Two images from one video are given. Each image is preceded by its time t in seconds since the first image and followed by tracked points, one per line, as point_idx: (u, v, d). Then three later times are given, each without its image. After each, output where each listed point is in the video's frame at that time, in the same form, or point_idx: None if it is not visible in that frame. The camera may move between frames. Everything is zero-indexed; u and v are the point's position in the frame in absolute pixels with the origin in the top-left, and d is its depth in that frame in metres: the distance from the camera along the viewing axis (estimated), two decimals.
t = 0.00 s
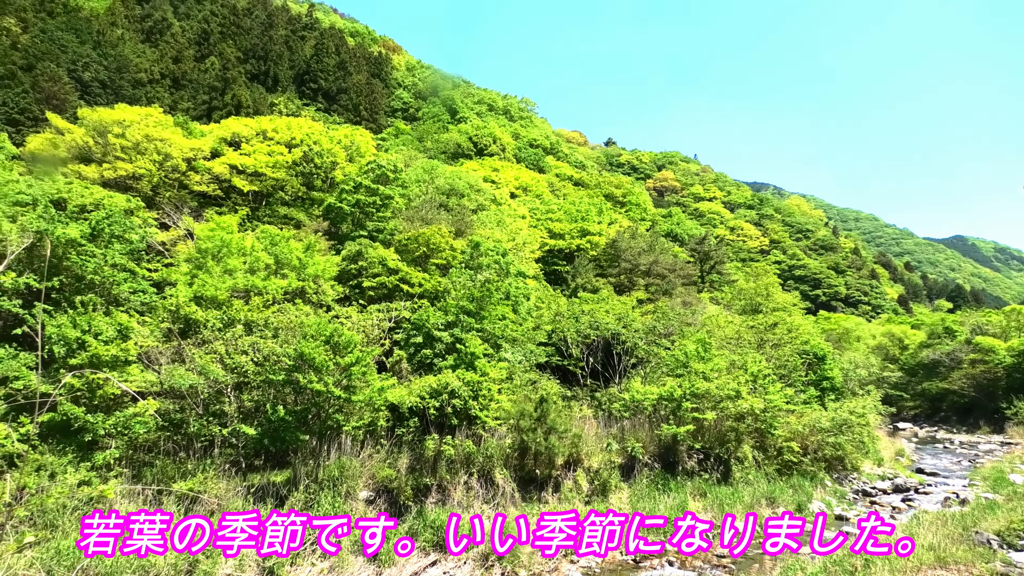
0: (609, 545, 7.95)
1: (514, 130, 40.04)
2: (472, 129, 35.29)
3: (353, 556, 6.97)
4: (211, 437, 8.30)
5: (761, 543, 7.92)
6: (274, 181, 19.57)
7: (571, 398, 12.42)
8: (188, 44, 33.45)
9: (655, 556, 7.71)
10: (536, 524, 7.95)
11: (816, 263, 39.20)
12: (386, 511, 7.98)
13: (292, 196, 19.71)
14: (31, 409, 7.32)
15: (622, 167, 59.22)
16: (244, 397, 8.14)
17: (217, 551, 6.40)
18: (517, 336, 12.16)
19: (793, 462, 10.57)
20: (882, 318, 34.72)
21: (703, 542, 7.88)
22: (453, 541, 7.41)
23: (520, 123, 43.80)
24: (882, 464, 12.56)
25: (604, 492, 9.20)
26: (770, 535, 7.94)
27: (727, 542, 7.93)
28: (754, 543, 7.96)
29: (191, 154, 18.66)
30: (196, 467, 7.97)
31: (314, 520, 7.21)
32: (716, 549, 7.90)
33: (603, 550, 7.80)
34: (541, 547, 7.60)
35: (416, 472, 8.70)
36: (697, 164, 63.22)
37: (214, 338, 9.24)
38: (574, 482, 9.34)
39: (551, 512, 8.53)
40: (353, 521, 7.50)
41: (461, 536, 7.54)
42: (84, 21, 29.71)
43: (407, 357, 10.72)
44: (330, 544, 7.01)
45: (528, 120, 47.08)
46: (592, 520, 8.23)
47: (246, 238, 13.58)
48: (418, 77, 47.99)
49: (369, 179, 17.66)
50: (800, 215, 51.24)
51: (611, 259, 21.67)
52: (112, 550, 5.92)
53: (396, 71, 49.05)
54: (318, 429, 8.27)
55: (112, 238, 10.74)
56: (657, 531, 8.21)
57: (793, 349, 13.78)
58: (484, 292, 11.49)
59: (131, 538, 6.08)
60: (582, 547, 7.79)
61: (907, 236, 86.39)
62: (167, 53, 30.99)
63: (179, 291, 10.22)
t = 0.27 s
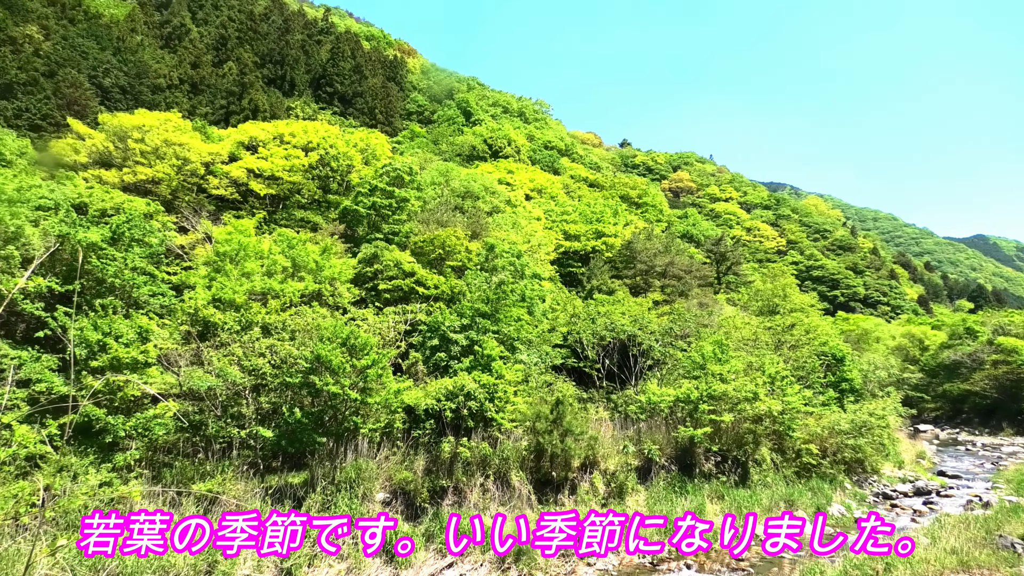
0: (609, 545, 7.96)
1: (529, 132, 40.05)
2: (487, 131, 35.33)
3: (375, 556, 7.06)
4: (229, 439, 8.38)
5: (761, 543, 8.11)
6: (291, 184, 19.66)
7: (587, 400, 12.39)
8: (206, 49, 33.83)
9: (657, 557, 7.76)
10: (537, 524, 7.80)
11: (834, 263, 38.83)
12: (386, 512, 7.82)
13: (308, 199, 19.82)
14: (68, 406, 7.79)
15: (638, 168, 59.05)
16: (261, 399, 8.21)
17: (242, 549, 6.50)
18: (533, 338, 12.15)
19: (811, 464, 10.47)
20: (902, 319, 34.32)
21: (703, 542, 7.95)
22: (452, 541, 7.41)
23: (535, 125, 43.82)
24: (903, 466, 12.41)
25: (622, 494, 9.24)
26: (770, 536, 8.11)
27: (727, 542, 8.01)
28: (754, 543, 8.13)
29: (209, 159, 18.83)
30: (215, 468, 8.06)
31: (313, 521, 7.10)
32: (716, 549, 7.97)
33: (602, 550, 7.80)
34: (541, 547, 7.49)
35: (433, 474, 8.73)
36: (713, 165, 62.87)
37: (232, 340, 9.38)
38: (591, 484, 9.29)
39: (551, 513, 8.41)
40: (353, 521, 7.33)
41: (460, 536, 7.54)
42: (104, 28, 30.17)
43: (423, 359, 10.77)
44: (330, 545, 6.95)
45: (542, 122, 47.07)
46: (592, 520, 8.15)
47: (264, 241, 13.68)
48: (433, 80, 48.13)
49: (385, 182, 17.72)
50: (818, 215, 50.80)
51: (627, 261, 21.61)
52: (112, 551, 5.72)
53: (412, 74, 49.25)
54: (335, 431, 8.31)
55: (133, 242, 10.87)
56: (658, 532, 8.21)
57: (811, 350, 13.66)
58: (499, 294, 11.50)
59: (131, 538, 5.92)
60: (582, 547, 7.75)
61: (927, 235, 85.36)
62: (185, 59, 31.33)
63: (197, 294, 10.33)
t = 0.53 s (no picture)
0: (609, 545, 7.91)
1: (545, 136, 40.06)
2: (503, 135, 35.38)
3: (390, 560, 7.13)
4: (248, 443, 8.38)
5: (762, 543, 8.27)
6: (309, 190, 19.79)
7: (605, 404, 12.35)
8: (225, 57, 34.25)
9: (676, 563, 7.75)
10: (538, 525, 7.90)
11: (854, 265, 38.39)
12: (385, 511, 7.79)
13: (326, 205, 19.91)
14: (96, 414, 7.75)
15: (654, 171, 58.86)
16: (280, 404, 8.25)
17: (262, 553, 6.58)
18: (550, 342, 12.13)
19: (833, 469, 10.33)
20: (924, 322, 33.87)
21: (703, 542, 8.06)
22: (452, 541, 7.57)
23: (551, 129, 43.83)
24: (927, 472, 12.22)
25: (640, 499, 9.10)
26: (771, 536, 8.28)
27: (727, 542, 8.16)
28: (753, 543, 8.25)
29: (229, 165, 19.02)
30: (234, 473, 8.07)
31: (313, 521, 7.24)
32: (716, 549, 8.09)
33: (603, 550, 7.76)
34: (541, 547, 7.48)
35: (450, 479, 8.75)
36: (730, 167, 62.47)
37: (251, 345, 9.48)
38: (609, 489, 9.13)
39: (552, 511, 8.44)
40: (354, 521, 7.49)
41: (460, 536, 7.70)
42: (126, 38, 30.67)
43: (440, 363, 10.83)
44: (329, 544, 7.03)
45: (558, 126, 47.06)
46: (593, 520, 8.16)
47: (282, 247, 13.79)
48: (449, 85, 48.29)
49: (402, 187, 17.78)
50: (838, 217, 50.30)
51: (644, 264, 21.51)
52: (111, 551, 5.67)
53: (428, 79, 49.47)
54: (352, 435, 8.34)
55: (154, 248, 11.01)
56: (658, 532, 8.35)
57: (832, 354, 13.51)
58: (516, 298, 11.48)
59: (131, 537, 5.87)
60: (582, 547, 7.72)
61: (949, 237, 84.21)
62: (205, 67, 31.72)
63: (217, 299, 10.45)
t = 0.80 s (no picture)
0: (609, 545, 7.92)
1: (563, 147, 40.12)
2: (521, 148, 35.49)
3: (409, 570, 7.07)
4: (269, 456, 8.49)
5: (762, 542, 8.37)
6: (330, 204, 19.97)
7: (625, 417, 12.27)
8: (247, 73, 34.82)
9: None
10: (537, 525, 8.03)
11: (878, 275, 37.88)
12: (386, 512, 7.84)
13: (346, 218, 20.03)
14: (120, 427, 8.05)
15: (674, 181, 58.69)
16: (301, 416, 8.33)
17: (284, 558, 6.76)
18: (570, 354, 12.10)
19: (858, 483, 10.15)
20: (950, 333, 33.30)
21: (703, 542, 8.15)
22: (452, 541, 7.61)
23: (569, 141, 43.90)
24: (956, 485, 11.99)
25: (662, 513, 8.89)
26: (770, 536, 8.41)
27: (727, 542, 8.23)
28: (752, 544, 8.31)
29: (251, 179, 19.26)
30: (255, 485, 8.13)
31: (314, 520, 7.47)
32: (716, 550, 8.16)
33: (603, 550, 7.81)
34: (541, 548, 7.66)
35: (470, 491, 8.70)
36: (750, 177, 62.06)
37: (272, 358, 9.58)
38: (630, 503, 8.91)
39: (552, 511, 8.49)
40: (354, 521, 7.68)
41: (460, 537, 7.79)
42: (152, 56, 31.34)
43: (460, 376, 10.88)
44: (329, 544, 7.19)
45: (576, 137, 47.10)
46: (593, 520, 8.18)
47: (303, 259, 13.91)
48: (467, 98, 48.59)
49: (421, 200, 17.89)
50: (860, 226, 49.72)
51: (663, 275, 21.41)
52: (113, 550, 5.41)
53: (446, 93, 49.81)
54: (372, 448, 8.35)
55: (177, 262, 11.16)
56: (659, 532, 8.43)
57: (856, 366, 13.32)
58: (535, 310, 11.46)
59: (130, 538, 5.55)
60: (583, 547, 7.78)
61: (975, 246, 82.88)
62: (228, 83, 32.25)
63: (239, 312, 10.57)
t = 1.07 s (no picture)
0: (608, 545, 8.08)
1: (581, 164, 40.20)
2: (539, 165, 35.62)
3: None
4: (291, 474, 8.52)
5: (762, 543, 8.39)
6: (350, 223, 20.13)
7: (646, 435, 12.16)
8: (269, 95, 35.41)
9: None
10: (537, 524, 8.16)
11: (902, 290, 37.34)
12: (385, 512, 8.08)
13: (366, 236, 20.10)
14: (145, 447, 8.18)
15: (693, 197, 58.52)
16: (321, 434, 8.34)
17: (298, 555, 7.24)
18: (590, 371, 12.02)
19: (886, 502, 9.92)
20: (978, 348, 32.65)
21: (703, 542, 8.18)
22: (452, 542, 7.79)
23: (587, 157, 43.99)
24: (988, 505, 11.68)
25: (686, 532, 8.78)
26: (770, 535, 8.41)
27: (727, 542, 8.32)
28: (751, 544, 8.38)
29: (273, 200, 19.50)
30: (277, 504, 8.17)
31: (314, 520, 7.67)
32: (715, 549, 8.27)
33: (602, 550, 7.87)
34: (541, 548, 7.81)
35: (491, 510, 8.64)
36: (770, 192, 61.66)
37: (293, 376, 9.64)
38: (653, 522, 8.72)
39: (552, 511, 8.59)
40: (354, 521, 7.86)
41: (460, 536, 7.98)
42: (176, 80, 32.05)
43: (480, 394, 10.89)
44: (329, 544, 7.44)
45: (595, 154, 47.16)
46: (592, 520, 8.27)
47: (324, 278, 14.03)
48: (485, 117, 48.95)
49: (440, 218, 17.97)
50: (883, 241, 49.09)
51: (684, 291, 21.25)
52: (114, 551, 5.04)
53: (465, 112, 50.23)
54: (392, 466, 8.32)
55: (201, 281, 11.32)
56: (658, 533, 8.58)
57: (882, 382, 13.09)
58: (554, 327, 11.42)
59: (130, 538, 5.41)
60: (582, 547, 7.85)
61: (1002, 260, 81.43)
62: (250, 105, 32.83)
63: (261, 330, 10.68)
